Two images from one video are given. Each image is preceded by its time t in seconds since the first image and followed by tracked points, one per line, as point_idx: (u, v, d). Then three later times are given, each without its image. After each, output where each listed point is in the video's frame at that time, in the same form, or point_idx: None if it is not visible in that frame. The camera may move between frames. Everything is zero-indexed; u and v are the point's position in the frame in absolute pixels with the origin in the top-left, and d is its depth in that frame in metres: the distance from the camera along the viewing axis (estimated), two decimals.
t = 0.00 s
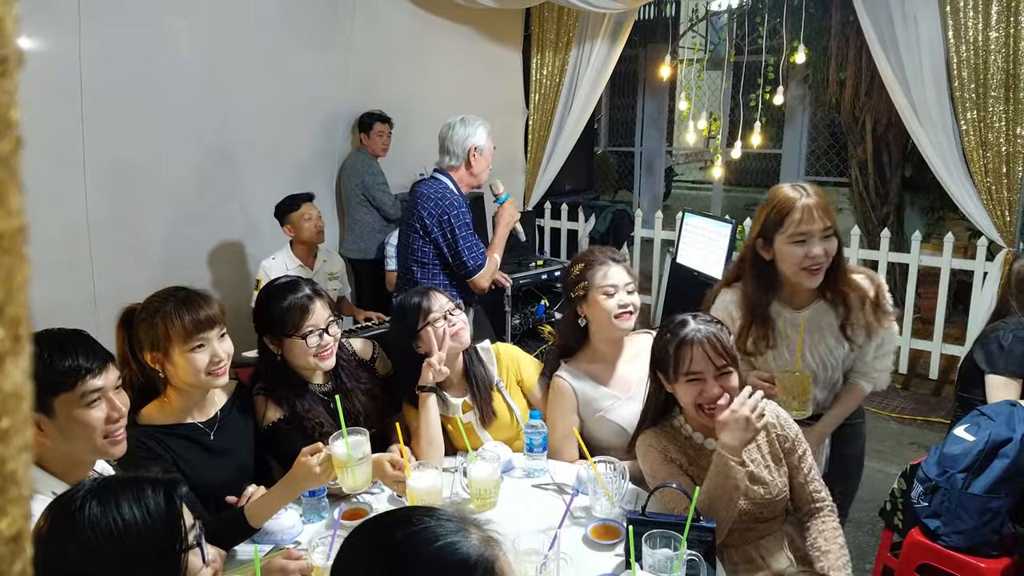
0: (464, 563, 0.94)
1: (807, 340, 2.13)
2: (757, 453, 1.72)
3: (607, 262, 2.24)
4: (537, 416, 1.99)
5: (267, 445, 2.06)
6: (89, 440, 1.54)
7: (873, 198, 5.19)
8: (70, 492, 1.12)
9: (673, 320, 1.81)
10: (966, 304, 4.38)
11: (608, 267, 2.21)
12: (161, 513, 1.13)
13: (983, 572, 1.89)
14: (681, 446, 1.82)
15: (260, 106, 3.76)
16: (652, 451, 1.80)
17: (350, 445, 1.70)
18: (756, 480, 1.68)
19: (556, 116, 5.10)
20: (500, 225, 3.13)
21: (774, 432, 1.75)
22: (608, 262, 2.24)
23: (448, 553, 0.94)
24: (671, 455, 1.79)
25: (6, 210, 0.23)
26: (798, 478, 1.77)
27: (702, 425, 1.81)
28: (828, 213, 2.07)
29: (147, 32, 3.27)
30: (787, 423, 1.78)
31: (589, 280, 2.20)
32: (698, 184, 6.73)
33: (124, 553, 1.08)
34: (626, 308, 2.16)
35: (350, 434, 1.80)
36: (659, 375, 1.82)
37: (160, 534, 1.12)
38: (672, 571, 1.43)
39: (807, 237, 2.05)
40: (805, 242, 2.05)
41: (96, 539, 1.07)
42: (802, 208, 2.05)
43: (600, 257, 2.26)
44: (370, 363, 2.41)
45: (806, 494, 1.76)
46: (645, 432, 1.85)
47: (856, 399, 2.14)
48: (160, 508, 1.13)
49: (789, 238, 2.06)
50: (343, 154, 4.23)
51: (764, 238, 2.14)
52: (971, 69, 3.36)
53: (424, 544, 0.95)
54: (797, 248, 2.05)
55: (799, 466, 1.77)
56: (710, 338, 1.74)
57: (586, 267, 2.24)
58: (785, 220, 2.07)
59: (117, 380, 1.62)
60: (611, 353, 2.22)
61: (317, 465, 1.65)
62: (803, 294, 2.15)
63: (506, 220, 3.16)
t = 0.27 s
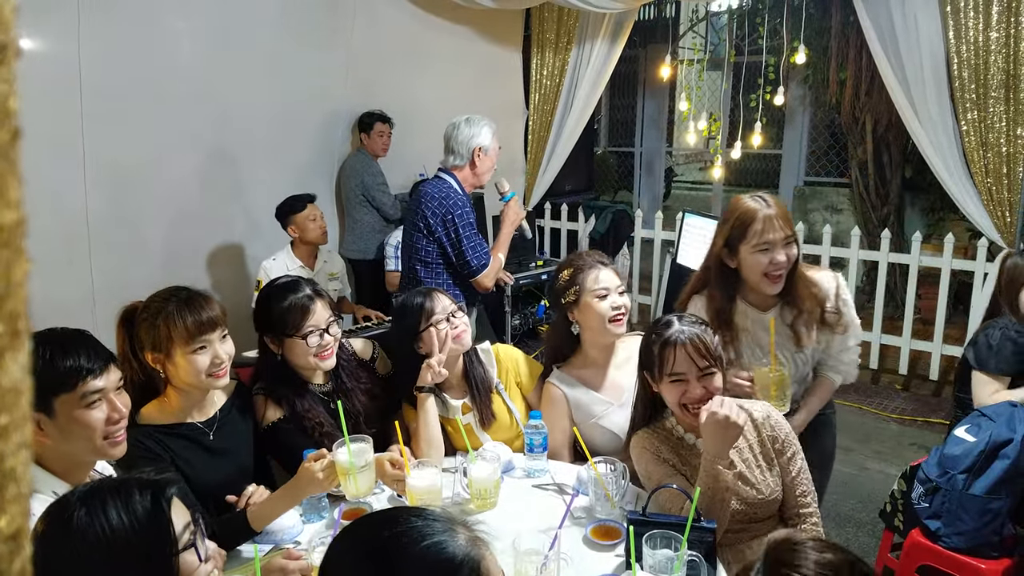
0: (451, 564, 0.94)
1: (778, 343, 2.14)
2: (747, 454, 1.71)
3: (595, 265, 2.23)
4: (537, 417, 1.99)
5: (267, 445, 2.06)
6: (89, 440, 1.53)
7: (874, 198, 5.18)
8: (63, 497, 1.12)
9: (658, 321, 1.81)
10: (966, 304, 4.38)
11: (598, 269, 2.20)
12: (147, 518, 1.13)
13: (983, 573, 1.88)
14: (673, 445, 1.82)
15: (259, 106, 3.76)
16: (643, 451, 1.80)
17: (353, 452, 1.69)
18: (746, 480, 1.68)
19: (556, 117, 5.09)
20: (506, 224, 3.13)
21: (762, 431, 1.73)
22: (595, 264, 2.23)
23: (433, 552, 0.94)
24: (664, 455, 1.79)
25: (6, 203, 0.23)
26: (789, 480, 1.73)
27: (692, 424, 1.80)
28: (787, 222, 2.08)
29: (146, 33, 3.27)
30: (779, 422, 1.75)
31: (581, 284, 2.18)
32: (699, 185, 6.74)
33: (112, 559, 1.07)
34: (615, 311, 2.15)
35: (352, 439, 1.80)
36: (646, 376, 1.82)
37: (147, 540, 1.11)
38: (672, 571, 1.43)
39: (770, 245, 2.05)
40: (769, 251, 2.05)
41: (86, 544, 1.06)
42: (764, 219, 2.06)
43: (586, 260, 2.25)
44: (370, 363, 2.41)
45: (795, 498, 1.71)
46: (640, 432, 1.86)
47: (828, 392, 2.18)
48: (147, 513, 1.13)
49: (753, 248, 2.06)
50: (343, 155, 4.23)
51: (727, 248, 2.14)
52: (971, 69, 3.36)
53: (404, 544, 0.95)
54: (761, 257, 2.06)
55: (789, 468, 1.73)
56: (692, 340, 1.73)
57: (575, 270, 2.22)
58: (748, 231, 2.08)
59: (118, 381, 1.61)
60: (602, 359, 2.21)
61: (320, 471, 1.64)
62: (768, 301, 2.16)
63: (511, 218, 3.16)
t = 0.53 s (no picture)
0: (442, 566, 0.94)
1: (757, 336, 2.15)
2: (746, 456, 1.65)
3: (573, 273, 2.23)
4: (537, 418, 1.99)
5: (265, 445, 2.06)
6: (88, 440, 1.53)
7: (874, 200, 5.18)
8: (70, 495, 1.12)
9: (663, 320, 1.80)
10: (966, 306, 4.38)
11: (573, 275, 2.21)
12: (149, 515, 1.11)
13: None
14: (669, 449, 1.81)
15: (259, 106, 3.76)
16: (639, 455, 1.80)
17: (356, 462, 1.70)
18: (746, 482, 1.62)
19: (556, 118, 5.08)
20: (511, 223, 3.13)
21: (762, 430, 1.68)
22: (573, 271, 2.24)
23: (428, 556, 0.94)
24: (661, 460, 1.78)
25: (5, 199, 0.23)
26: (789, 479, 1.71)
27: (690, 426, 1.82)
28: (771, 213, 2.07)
29: (147, 35, 3.27)
30: (776, 423, 1.70)
31: (561, 293, 2.19)
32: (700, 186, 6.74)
33: (113, 558, 1.06)
34: (602, 311, 2.15)
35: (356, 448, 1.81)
36: (647, 376, 1.82)
37: (152, 538, 1.10)
38: (672, 574, 1.43)
39: (753, 236, 2.05)
40: (752, 242, 2.05)
41: (90, 542, 1.06)
42: (745, 211, 2.06)
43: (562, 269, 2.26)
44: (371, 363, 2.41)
45: (794, 497, 1.69)
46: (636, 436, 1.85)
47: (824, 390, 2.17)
48: (150, 509, 1.12)
49: (736, 239, 2.06)
50: (343, 155, 4.22)
51: (710, 240, 2.13)
52: (972, 71, 3.36)
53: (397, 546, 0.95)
54: (745, 248, 2.05)
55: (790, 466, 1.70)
56: (701, 337, 1.74)
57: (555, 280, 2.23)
58: (731, 222, 2.07)
59: (118, 381, 1.61)
60: (596, 363, 2.20)
61: (323, 478, 1.63)
62: (750, 291, 2.16)
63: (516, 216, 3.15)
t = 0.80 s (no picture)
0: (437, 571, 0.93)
1: (756, 326, 2.14)
2: (758, 457, 1.72)
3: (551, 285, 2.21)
4: (538, 420, 2.00)
5: (265, 447, 2.05)
6: (87, 441, 1.52)
7: (874, 203, 5.18)
8: (80, 492, 1.12)
9: (676, 319, 1.79)
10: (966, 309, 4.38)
11: (552, 287, 2.19)
12: (160, 514, 1.11)
13: None
14: (678, 450, 1.79)
15: (259, 108, 3.75)
16: (647, 458, 1.78)
17: (360, 470, 1.69)
18: (758, 483, 1.69)
19: (556, 121, 5.07)
20: (514, 223, 3.12)
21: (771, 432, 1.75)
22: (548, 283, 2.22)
23: (422, 560, 0.94)
24: (668, 461, 1.78)
25: None
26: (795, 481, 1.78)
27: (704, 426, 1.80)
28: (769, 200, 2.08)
29: (146, 36, 3.27)
30: (786, 426, 1.78)
31: (546, 312, 2.18)
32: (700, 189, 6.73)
33: (128, 553, 1.06)
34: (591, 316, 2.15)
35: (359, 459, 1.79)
36: (663, 375, 1.79)
37: (160, 538, 1.09)
38: None
39: (750, 219, 2.05)
40: (749, 225, 2.05)
41: (98, 540, 1.05)
42: (742, 196, 2.07)
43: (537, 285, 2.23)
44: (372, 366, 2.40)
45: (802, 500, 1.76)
46: (642, 439, 1.83)
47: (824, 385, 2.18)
48: (159, 509, 1.11)
49: (733, 223, 2.06)
50: (343, 157, 4.23)
51: (710, 229, 2.14)
52: (972, 74, 3.36)
53: (393, 550, 0.95)
54: (742, 232, 2.05)
55: (798, 472, 1.78)
56: (716, 330, 1.74)
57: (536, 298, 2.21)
58: (728, 207, 2.08)
59: (118, 382, 1.61)
60: (588, 362, 2.20)
61: (325, 486, 1.62)
62: (751, 278, 2.15)
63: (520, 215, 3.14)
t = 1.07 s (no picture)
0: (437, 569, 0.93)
1: (757, 312, 2.15)
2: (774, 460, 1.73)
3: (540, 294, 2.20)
4: (537, 423, 2.00)
5: (265, 451, 2.05)
6: (86, 445, 1.52)
7: (873, 205, 5.19)
8: (73, 498, 1.11)
9: (694, 316, 1.78)
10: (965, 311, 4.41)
11: (543, 297, 2.17)
12: (155, 521, 1.10)
13: None
14: (694, 453, 1.76)
15: (259, 111, 3.76)
16: (661, 460, 1.76)
17: (359, 471, 1.68)
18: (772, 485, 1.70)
19: (556, 125, 5.07)
20: (518, 224, 3.11)
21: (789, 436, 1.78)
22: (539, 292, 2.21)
23: (424, 560, 0.93)
24: (682, 463, 1.75)
25: None
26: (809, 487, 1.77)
27: (720, 427, 1.77)
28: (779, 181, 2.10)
29: (145, 39, 3.27)
30: (803, 432, 1.79)
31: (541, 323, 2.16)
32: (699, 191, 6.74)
33: (117, 562, 1.05)
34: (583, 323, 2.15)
35: (359, 459, 1.79)
36: (681, 372, 1.78)
37: (153, 546, 1.08)
38: None
39: (759, 200, 2.07)
40: (758, 206, 2.07)
41: (90, 548, 1.05)
42: (754, 176, 2.08)
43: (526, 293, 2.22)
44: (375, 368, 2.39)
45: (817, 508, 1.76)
46: (657, 439, 1.80)
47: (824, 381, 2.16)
48: (153, 517, 1.10)
49: (743, 202, 2.08)
50: (343, 160, 4.22)
51: (719, 209, 2.16)
52: (971, 76, 3.37)
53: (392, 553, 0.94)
54: (751, 211, 2.07)
55: (813, 476, 1.77)
56: (736, 327, 1.73)
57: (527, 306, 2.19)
58: (739, 187, 2.10)
59: (117, 385, 1.60)
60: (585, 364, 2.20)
61: (326, 488, 1.62)
62: (753, 263, 2.16)
63: (523, 216, 3.13)
